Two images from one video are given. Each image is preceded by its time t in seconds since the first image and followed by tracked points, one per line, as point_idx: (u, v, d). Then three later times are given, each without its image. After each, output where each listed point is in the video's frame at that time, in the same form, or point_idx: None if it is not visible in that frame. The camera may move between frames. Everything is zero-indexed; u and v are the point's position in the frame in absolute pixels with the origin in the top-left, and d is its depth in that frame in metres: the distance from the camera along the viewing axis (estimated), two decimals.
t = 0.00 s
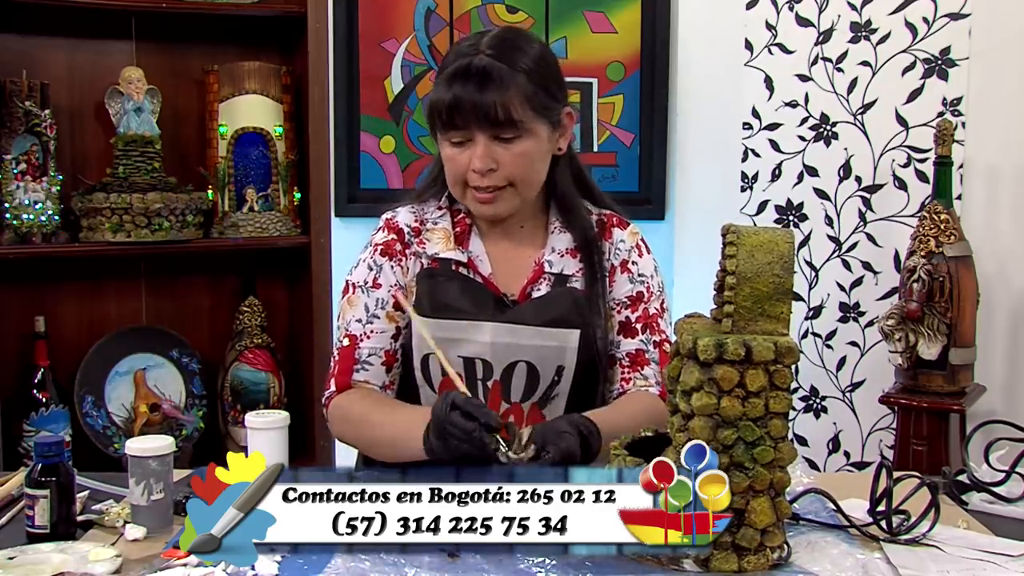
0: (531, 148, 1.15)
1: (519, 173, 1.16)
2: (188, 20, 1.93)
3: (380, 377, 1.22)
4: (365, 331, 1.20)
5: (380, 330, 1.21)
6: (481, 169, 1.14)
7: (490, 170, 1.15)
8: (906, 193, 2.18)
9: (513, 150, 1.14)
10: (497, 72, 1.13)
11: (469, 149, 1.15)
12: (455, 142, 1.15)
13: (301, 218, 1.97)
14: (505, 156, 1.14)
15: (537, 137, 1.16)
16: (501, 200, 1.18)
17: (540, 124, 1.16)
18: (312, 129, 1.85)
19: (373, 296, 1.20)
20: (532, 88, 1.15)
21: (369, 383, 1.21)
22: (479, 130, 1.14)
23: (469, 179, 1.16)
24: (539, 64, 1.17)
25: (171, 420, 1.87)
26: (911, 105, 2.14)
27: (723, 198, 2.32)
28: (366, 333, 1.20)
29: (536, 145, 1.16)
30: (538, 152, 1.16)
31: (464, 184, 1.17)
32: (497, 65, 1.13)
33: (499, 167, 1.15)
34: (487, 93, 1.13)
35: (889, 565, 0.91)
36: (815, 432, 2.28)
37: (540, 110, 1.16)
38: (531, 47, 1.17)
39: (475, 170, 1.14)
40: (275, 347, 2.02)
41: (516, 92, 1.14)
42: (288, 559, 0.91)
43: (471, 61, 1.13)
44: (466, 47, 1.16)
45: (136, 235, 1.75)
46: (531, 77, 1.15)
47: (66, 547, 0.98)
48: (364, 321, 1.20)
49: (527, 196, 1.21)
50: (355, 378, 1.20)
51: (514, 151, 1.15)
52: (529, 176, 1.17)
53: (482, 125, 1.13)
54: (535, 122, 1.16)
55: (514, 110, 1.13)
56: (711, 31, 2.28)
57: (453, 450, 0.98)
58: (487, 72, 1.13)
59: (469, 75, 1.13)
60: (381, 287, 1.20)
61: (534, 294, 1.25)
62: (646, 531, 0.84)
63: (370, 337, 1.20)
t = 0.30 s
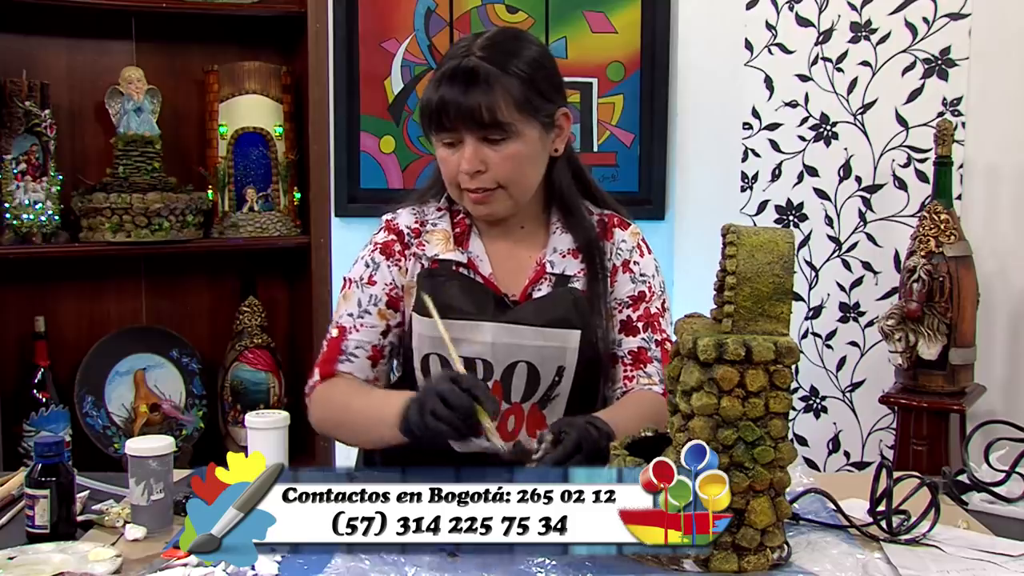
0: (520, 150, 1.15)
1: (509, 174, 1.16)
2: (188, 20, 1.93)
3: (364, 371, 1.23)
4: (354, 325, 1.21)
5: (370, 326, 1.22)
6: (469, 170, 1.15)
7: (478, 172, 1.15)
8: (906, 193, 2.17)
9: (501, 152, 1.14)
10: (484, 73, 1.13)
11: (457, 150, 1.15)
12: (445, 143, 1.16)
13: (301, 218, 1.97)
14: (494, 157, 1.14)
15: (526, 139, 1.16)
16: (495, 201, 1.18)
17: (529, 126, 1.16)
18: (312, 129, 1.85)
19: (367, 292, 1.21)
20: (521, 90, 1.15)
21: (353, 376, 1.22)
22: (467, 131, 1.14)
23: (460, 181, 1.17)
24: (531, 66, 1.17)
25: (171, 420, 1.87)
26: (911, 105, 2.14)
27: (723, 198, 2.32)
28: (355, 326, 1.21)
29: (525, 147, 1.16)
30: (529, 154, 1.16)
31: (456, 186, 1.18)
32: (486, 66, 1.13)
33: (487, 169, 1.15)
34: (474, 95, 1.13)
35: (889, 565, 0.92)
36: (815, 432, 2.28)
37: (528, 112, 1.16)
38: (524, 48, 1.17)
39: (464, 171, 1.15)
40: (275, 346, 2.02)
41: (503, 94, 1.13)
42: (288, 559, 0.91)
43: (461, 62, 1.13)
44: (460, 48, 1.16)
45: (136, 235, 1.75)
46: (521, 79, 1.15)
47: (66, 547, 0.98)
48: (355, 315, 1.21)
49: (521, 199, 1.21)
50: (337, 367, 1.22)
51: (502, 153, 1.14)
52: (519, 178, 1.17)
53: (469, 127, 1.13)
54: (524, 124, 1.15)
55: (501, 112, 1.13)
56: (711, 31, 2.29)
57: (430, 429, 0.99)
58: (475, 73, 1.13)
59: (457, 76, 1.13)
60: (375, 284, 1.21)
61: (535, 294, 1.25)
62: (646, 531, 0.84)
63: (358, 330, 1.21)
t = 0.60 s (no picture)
0: (517, 151, 1.15)
1: (505, 175, 1.16)
2: (188, 20, 1.93)
3: (292, 314, 1.20)
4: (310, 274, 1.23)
5: (320, 278, 1.22)
6: (465, 170, 1.15)
7: (474, 171, 1.15)
8: (906, 193, 2.17)
9: (497, 152, 1.14)
10: (482, 73, 1.12)
11: (454, 149, 1.15)
12: (443, 142, 1.16)
13: (301, 218, 1.97)
14: (490, 158, 1.14)
15: (523, 140, 1.16)
16: (492, 201, 1.19)
17: (526, 127, 1.16)
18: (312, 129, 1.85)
19: (335, 254, 1.25)
20: (519, 91, 1.14)
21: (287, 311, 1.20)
22: (463, 130, 1.15)
23: (458, 180, 1.17)
24: (532, 67, 1.16)
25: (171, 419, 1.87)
26: (911, 105, 2.14)
27: (723, 198, 2.33)
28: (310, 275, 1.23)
29: (522, 148, 1.16)
30: (526, 155, 1.16)
31: (455, 186, 1.19)
32: (486, 66, 1.13)
33: (484, 169, 1.15)
34: (471, 95, 1.12)
35: (889, 565, 0.92)
36: (815, 432, 2.28)
37: (525, 114, 1.15)
38: (526, 49, 1.17)
39: (460, 171, 1.15)
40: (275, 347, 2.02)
41: (500, 95, 1.13)
42: (288, 559, 0.91)
43: (461, 61, 1.13)
44: (462, 46, 1.16)
45: (136, 235, 1.74)
46: (520, 80, 1.15)
47: (66, 547, 0.98)
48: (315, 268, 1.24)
49: (519, 201, 1.21)
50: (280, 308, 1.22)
51: (499, 153, 1.15)
52: (516, 179, 1.17)
53: (464, 126, 1.13)
54: (520, 125, 1.15)
55: (497, 112, 1.13)
56: (711, 31, 2.29)
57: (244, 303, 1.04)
58: (474, 73, 1.12)
59: (457, 75, 1.13)
60: (345, 249, 1.25)
61: (539, 296, 1.25)
62: (646, 531, 0.84)
63: (310, 279, 1.22)
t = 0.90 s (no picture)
0: (514, 152, 1.15)
1: (502, 176, 1.16)
2: (188, 21, 1.93)
3: (312, 344, 1.33)
4: (320, 300, 1.33)
5: (327, 306, 1.31)
6: (463, 169, 1.15)
7: (472, 171, 1.15)
8: (906, 193, 2.17)
9: (495, 153, 1.15)
10: (481, 73, 1.12)
11: (452, 149, 1.16)
12: (442, 141, 1.17)
13: (301, 218, 1.97)
14: (488, 158, 1.14)
15: (520, 141, 1.16)
16: (489, 202, 1.19)
17: (524, 128, 1.16)
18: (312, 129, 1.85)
19: (337, 276, 1.32)
20: (518, 92, 1.14)
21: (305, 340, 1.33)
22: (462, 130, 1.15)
23: (456, 180, 1.17)
24: (531, 68, 1.16)
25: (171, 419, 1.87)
26: (911, 105, 2.14)
27: (723, 198, 2.33)
28: (320, 301, 1.32)
29: (519, 149, 1.16)
30: (523, 156, 1.16)
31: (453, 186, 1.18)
32: (484, 66, 1.13)
33: (482, 169, 1.15)
34: (470, 95, 1.13)
35: (889, 565, 0.92)
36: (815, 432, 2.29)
37: (523, 115, 1.15)
38: (526, 50, 1.17)
39: (458, 170, 1.16)
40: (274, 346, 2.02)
41: (498, 95, 1.13)
42: (288, 559, 0.91)
43: (460, 61, 1.14)
44: (462, 46, 1.17)
45: (136, 235, 1.74)
46: (519, 81, 1.15)
47: (66, 547, 0.98)
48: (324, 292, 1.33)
49: (517, 200, 1.21)
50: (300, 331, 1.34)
51: (496, 154, 1.15)
52: (513, 179, 1.17)
53: (461, 126, 1.14)
54: (518, 126, 1.15)
55: (494, 113, 1.13)
56: (711, 31, 2.29)
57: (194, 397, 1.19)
58: (473, 73, 1.13)
59: (456, 75, 1.13)
60: (344, 270, 1.32)
61: (536, 294, 1.24)
62: (646, 531, 0.84)
63: (320, 306, 1.32)
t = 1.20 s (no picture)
0: (512, 150, 1.15)
1: (499, 176, 1.16)
2: (188, 21, 1.93)
3: (322, 366, 1.29)
4: (322, 319, 1.30)
5: (331, 324, 1.29)
6: (460, 169, 1.15)
7: (469, 170, 1.15)
8: (906, 193, 2.17)
9: (493, 152, 1.14)
10: (478, 73, 1.12)
11: (450, 150, 1.15)
12: (438, 142, 1.16)
13: (301, 218, 1.97)
14: (486, 157, 1.14)
15: (518, 140, 1.16)
16: (485, 203, 1.19)
17: (521, 128, 1.16)
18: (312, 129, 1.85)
19: (336, 292, 1.30)
20: (514, 90, 1.15)
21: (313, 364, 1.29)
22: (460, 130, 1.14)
23: (453, 181, 1.17)
24: (525, 66, 1.17)
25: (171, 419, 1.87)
26: (911, 105, 2.14)
27: (723, 198, 2.33)
28: (323, 321, 1.30)
29: (516, 148, 1.16)
30: (521, 155, 1.16)
31: (450, 186, 1.18)
32: (481, 66, 1.13)
33: (479, 168, 1.15)
34: (468, 95, 1.12)
35: (889, 565, 0.92)
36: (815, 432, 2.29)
37: (520, 114, 1.16)
38: (518, 49, 1.17)
39: (455, 170, 1.15)
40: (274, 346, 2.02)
41: (496, 95, 1.13)
42: (288, 559, 0.91)
43: (456, 61, 1.13)
44: (454, 47, 1.16)
45: (136, 235, 1.75)
46: (515, 81, 1.15)
47: (66, 547, 0.98)
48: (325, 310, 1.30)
49: (511, 203, 1.22)
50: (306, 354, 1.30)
51: (494, 153, 1.15)
52: (508, 178, 1.17)
53: (460, 126, 1.13)
54: (516, 125, 1.15)
55: (493, 112, 1.13)
56: (711, 31, 2.29)
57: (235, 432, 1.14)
58: (470, 73, 1.12)
59: (452, 76, 1.13)
60: (342, 284, 1.30)
61: (529, 293, 1.24)
62: (646, 531, 0.84)
63: (324, 326, 1.29)
